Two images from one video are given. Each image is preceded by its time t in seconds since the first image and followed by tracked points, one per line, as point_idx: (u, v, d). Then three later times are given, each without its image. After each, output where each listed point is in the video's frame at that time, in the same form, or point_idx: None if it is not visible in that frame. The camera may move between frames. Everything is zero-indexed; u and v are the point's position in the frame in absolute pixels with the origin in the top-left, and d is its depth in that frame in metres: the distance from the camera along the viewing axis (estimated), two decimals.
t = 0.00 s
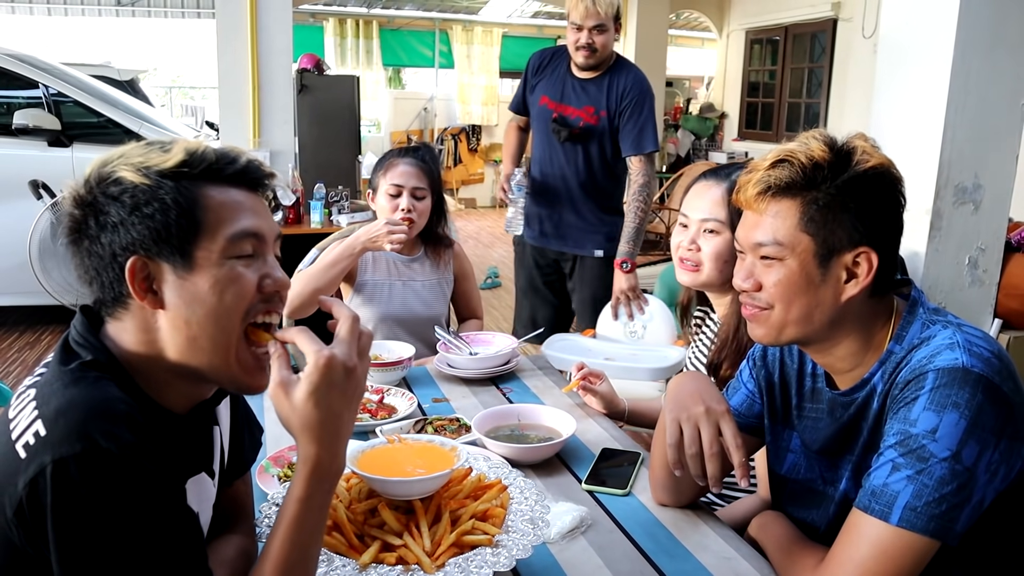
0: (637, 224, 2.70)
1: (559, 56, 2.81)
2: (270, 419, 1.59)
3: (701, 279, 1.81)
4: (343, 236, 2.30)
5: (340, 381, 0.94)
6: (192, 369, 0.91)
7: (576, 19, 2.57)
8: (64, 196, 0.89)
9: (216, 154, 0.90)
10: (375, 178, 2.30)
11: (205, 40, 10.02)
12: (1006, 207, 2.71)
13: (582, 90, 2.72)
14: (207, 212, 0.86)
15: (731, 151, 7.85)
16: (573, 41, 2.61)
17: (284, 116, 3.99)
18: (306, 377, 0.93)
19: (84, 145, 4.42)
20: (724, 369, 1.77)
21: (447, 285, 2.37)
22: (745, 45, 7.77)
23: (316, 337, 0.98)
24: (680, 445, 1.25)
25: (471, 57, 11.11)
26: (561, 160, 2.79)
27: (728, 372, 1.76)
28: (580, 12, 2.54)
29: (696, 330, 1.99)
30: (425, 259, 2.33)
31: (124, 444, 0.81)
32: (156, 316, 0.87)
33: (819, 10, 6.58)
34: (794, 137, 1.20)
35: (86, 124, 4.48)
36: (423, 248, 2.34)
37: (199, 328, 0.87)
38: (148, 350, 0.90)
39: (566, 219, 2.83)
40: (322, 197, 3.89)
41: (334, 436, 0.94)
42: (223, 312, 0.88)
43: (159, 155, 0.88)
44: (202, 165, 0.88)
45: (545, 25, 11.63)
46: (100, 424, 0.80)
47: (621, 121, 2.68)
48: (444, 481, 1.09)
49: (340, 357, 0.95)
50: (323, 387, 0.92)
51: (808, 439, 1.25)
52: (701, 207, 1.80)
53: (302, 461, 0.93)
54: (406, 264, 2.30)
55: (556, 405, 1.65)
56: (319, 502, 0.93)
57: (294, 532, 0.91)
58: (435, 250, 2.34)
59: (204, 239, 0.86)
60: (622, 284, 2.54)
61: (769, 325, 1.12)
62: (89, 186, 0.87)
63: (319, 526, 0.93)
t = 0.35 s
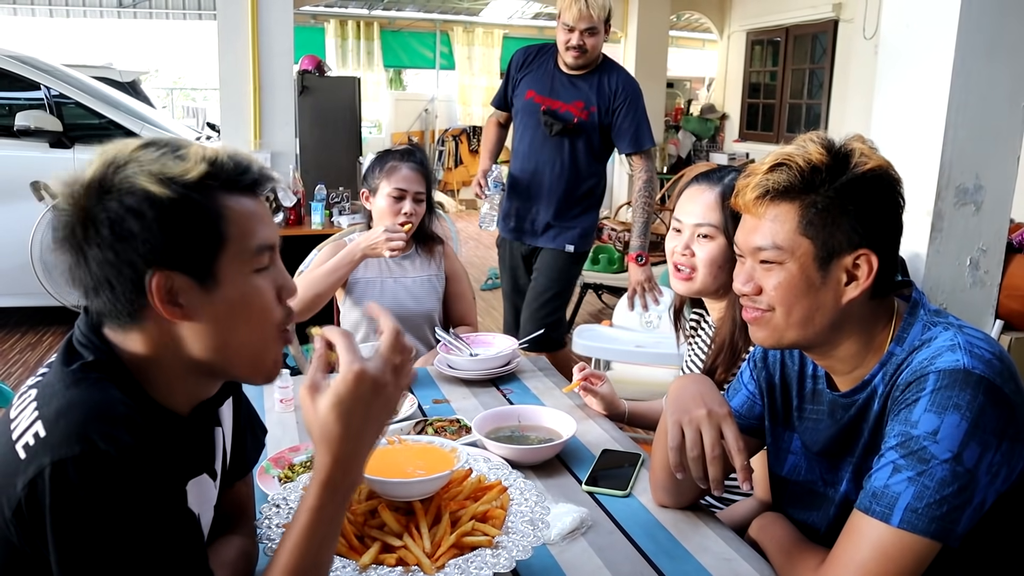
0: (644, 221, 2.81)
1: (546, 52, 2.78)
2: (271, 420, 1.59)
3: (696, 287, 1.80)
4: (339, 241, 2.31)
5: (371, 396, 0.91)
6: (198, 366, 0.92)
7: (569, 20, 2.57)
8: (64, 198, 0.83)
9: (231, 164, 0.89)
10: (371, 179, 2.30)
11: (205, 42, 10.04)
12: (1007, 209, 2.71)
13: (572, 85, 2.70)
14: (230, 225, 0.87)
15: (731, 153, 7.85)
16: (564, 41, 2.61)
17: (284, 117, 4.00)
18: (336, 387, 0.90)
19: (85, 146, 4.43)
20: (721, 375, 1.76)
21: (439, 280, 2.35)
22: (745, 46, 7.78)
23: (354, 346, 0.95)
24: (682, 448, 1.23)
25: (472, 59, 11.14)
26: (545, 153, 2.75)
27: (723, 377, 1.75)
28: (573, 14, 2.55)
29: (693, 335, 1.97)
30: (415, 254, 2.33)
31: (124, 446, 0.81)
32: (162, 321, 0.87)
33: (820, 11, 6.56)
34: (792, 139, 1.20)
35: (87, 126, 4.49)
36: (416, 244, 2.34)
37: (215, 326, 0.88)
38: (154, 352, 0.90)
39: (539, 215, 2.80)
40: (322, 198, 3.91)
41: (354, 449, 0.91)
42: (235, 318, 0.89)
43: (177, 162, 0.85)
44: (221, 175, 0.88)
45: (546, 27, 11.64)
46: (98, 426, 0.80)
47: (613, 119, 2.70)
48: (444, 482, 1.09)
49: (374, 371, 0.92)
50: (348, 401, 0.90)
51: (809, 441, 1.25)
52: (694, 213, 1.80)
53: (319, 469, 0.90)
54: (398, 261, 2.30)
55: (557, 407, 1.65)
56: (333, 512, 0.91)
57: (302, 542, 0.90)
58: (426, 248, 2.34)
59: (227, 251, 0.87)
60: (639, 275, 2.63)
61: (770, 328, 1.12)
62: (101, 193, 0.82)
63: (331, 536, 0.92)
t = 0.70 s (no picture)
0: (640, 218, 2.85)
1: (540, 49, 2.76)
2: (269, 422, 1.59)
3: (703, 287, 1.80)
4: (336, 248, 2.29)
5: (362, 407, 0.89)
6: (189, 365, 0.92)
7: (570, 17, 2.57)
8: (40, 198, 0.84)
9: (209, 162, 0.89)
10: (374, 184, 2.24)
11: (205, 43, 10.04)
12: (1007, 209, 2.70)
13: (568, 83, 2.68)
14: (208, 224, 0.87)
15: (731, 154, 7.86)
16: (561, 39, 2.61)
17: (284, 118, 3.99)
18: (325, 397, 0.88)
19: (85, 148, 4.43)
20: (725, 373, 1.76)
21: (439, 284, 2.36)
22: (745, 47, 7.78)
23: (348, 350, 0.92)
24: (683, 449, 1.24)
25: (472, 60, 11.14)
26: (540, 150, 2.72)
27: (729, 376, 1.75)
28: (575, 12, 2.54)
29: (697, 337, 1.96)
30: (416, 258, 2.31)
31: (113, 453, 0.81)
32: (142, 322, 0.87)
33: (820, 12, 6.56)
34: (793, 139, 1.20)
35: (87, 127, 4.49)
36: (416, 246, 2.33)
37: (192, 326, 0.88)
38: (141, 353, 0.90)
39: (534, 215, 2.77)
40: (322, 200, 3.91)
41: (344, 460, 0.90)
42: (217, 313, 0.89)
43: (151, 161, 0.85)
44: (198, 173, 0.88)
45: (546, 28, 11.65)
46: (88, 433, 0.80)
47: (611, 118, 2.71)
48: (444, 484, 1.08)
49: (366, 380, 0.90)
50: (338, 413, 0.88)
51: (809, 442, 1.25)
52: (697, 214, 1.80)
53: (309, 479, 0.90)
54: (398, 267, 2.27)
55: (557, 408, 1.64)
56: (323, 522, 0.91)
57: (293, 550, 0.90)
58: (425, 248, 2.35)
59: (203, 250, 0.87)
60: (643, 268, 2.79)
61: (772, 329, 1.12)
62: (78, 194, 0.83)
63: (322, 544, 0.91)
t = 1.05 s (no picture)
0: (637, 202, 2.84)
1: (535, 47, 2.73)
2: (269, 423, 1.58)
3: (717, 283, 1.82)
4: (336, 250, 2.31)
5: (359, 417, 0.89)
6: (190, 370, 0.92)
7: (564, 14, 2.55)
8: (43, 200, 0.83)
9: (214, 167, 0.89)
10: (371, 189, 2.23)
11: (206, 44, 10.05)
12: (1009, 209, 2.69)
13: (567, 82, 2.66)
14: (213, 230, 0.87)
15: (733, 154, 7.85)
16: (558, 36, 2.59)
17: (285, 118, 3.99)
18: (322, 409, 0.88)
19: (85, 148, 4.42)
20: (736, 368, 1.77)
21: (439, 286, 2.36)
22: (746, 47, 7.77)
23: (347, 360, 0.91)
24: (678, 448, 1.25)
25: (472, 60, 11.14)
26: (543, 151, 2.70)
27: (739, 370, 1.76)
28: (570, 9, 2.52)
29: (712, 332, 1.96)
30: (416, 261, 2.31)
31: (108, 455, 0.81)
32: (142, 327, 0.87)
33: (821, 11, 6.55)
34: (779, 142, 1.19)
35: (87, 128, 4.49)
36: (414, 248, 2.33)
37: (195, 331, 0.88)
38: (140, 356, 0.89)
39: (541, 224, 2.75)
40: (323, 200, 3.91)
41: (340, 470, 0.90)
42: (219, 320, 0.89)
43: (155, 166, 0.85)
44: (202, 178, 0.87)
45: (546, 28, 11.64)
46: (83, 436, 0.80)
47: (614, 116, 2.71)
48: (443, 485, 1.08)
49: (363, 391, 0.89)
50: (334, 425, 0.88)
51: (807, 443, 1.24)
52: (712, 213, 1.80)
53: (304, 489, 0.89)
54: (397, 270, 2.28)
55: (557, 408, 1.64)
56: (318, 530, 0.90)
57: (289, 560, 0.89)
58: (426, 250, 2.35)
59: (207, 257, 0.86)
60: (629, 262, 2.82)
61: (770, 337, 1.11)
62: (81, 197, 0.82)
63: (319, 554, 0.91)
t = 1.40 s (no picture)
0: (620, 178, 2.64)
1: (532, 46, 2.66)
2: (268, 424, 1.58)
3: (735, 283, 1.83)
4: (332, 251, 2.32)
5: (356, 417, 0.89)
6: (192, 367, 0.92)
7: (551, 10, 2.47)
8: (49, 211, 0.81)
9: (222, 172, 0.89)
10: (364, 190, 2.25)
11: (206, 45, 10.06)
12: (1010, 209, 2.69)
13: (565, 78, 2.59)
14: (224, 236, 0.87)
15: (733, 154, 7.85)
16: (549, 33, 2.52)
17: (284, 119, 3.99)
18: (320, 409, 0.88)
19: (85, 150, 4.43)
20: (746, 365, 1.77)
21: (438, 289, 2.35)
22: (746, 48, 7.77)
23: (345, 360, 0.91)
24: (673, 448, 1.24)
25: (472, 61, 11.14)
26: (545, 152, 2.61)
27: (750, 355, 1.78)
28: (555, 4, 2.45)
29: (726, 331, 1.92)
30: (415, 265, 2.31)
31: (104, 457, 0.81)
32: (151, 336, 0.87)
33: (821, 12, 6.55)
34: (793, 137, 1.19)
35: (87, 129, 4.49)
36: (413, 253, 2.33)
37: (206, 338, 0.89)
38: (145, 358, 0.89)
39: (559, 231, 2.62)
40: (323, 201, 3.92)
41: (336, 471, 0.89)
42: (230, 322, 0.90)
43: (167, 174, 0.83)
44: (213, 186, 0.87)
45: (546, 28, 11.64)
46: (80, 439, 0.80)
47: (616, 110, 2.61)
48: (441, 485, 1.08)
49: (361, 391, 0.89)
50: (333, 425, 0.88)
51: (809, 443, 1.24)
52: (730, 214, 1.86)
53: (300, 489, 0.89)
54: (394, 274, 2.28)
55: (556, 408, 1.64)
56: (313, 531, 0.90)
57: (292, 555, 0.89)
58: (425, 254, 2.34)
59: (220, 264, 0.87)
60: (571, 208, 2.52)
61: (781, 331, 1.11)
62: (89, 209, 0.80)
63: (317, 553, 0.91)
